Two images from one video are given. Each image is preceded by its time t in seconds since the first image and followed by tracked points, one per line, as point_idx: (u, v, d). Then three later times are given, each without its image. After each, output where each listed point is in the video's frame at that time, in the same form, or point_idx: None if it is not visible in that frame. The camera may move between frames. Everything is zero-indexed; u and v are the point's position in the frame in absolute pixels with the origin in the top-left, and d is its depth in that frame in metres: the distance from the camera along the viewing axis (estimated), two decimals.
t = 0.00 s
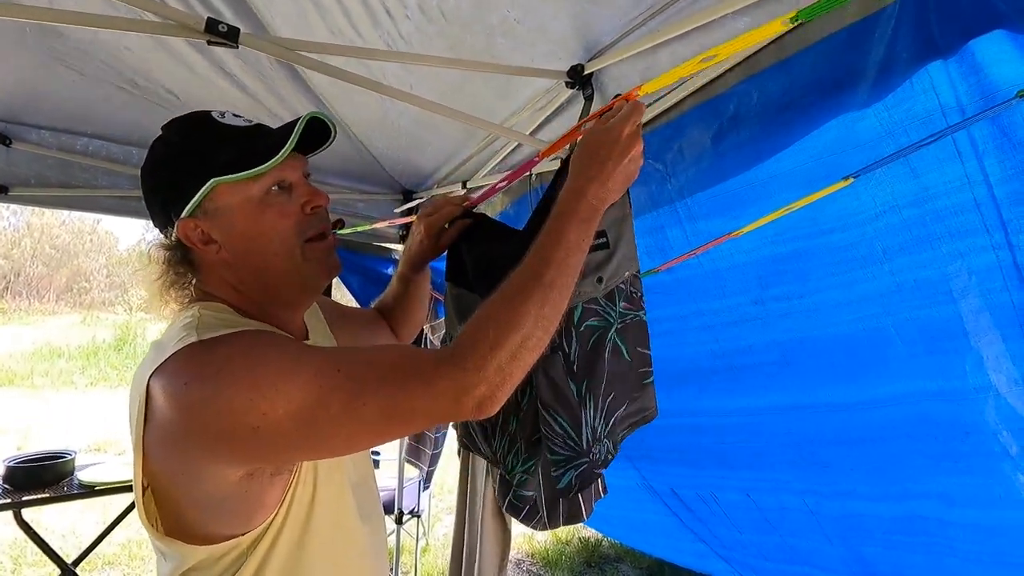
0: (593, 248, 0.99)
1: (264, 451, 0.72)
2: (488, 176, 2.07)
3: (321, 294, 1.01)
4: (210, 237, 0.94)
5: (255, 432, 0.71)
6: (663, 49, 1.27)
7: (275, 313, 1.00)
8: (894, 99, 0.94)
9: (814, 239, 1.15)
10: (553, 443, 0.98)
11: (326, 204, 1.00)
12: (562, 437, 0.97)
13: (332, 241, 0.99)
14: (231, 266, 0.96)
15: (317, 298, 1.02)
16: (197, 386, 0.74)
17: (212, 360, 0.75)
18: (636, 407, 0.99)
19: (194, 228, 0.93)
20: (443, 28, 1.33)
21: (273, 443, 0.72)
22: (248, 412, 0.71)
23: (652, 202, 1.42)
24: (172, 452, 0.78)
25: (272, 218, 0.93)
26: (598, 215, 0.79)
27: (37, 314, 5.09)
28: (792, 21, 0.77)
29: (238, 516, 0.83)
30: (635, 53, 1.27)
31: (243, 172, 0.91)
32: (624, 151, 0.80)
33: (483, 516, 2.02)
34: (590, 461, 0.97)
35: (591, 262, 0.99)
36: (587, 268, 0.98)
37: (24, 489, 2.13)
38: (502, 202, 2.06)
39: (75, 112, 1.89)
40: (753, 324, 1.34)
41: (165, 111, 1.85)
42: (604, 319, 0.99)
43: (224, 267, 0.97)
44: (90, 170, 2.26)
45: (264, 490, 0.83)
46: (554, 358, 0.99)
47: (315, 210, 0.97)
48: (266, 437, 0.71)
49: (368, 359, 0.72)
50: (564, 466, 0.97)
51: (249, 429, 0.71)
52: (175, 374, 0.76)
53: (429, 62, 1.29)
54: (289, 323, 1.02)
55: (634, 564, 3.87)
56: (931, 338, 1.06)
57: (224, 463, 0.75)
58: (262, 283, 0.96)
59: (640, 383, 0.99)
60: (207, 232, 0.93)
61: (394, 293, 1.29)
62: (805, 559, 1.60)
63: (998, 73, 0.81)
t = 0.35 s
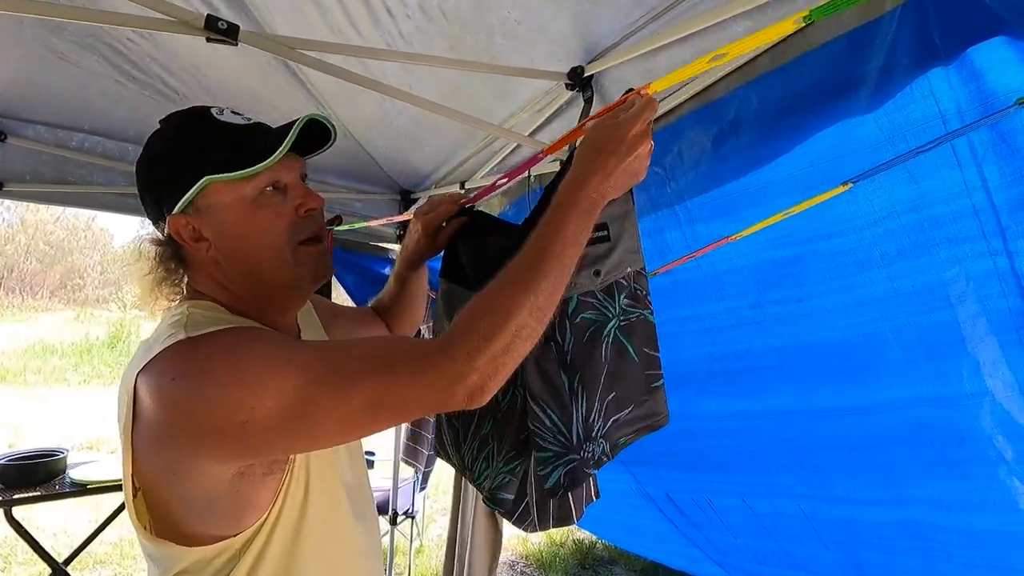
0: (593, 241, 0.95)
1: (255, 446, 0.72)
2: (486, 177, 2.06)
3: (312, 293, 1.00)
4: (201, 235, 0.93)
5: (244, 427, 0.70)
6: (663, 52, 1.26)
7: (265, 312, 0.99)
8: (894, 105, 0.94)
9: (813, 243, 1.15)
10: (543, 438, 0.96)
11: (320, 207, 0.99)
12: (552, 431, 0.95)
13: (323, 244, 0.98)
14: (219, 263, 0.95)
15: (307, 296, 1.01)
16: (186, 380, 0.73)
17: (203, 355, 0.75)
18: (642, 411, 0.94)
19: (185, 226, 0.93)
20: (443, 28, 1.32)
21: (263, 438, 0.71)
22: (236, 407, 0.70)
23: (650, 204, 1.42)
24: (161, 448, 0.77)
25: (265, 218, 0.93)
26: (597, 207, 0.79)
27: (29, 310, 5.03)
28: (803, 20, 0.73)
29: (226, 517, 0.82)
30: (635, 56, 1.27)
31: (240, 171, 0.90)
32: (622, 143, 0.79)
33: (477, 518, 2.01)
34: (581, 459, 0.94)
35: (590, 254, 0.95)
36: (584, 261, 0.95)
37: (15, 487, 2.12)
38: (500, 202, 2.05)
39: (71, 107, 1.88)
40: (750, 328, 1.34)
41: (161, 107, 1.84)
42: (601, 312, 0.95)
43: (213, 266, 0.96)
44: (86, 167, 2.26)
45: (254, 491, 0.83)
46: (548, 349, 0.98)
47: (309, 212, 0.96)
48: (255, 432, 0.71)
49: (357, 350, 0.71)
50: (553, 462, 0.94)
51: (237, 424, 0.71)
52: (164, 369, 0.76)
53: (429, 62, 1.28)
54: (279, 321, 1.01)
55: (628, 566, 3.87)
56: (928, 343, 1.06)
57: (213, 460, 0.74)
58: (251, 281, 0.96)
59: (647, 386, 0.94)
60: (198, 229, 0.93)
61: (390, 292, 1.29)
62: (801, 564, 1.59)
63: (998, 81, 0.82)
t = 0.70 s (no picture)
0: (596, 321, 0.99)
1: (219, 469, 0.70)
2: (485, 177, 2.05)
3: (302, 298, 0.99)
4: (204, 229, 0.92)
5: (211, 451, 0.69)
6: (663, 51, 1.26)
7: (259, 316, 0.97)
8: (892, 105, 0.94)
9: (811, 243, 1.15)
10: (537, 489, 1.02)
11: (323, 208, 1.00)
12: (546, 485, 1.02)
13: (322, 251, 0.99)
14: (221, 258, 0.94)
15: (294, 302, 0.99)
16: (159, 393, 0.71)
17: (179, 370, 0.72)
18: (645, 497, 0.93)
19: (190, 219, 0.92)
20: (443, 27, 1.32)
21: (227, 464, 0.69)
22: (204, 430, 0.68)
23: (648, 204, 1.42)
24: (136, 451, 0.77)
25: (271, 218, 0.93)
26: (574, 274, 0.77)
27: (27, 310, 4.76)
28: (792, 93, 0.78)
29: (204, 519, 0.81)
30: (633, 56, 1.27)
31: (248, 168, 0.91)
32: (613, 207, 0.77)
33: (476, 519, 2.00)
34: (571, 512, 0.99)
35: (595, 336, 0.99)
36: (587, 342, 1.00)
37: (13, 487, 2.11)
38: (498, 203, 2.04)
39: (70, 107, 1.88)
40: (749, 328, 1.34)
41: (160, 107, 1.84)
42: (600, 393, 0.98)
43: (214, 261, 0.95)
44: (85, 166, 2.26)
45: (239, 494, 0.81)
46: (544, 423, 1.02)
47: (313, 213, 0.97)
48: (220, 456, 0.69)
49: (322, 400, 0.69)
50: (549, 508, 1.02)
51: (203, 445, 0.69)
52: (140, 378, 0.74)
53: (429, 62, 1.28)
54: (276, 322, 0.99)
55: (626, 565, 3.87)
56: (926, 343, 1.06)
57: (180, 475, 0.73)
58: (249, 281, 0.95)
59: (659, 479, 0.92)
60: (202, 223, 0.92)
61: (395, 298, 1.29)
62: (800, 563, 1.59)
63: (995, 78, 0.82)
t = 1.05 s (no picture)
0: (620, 317, 0.94)
1: (155, 504, 0.70)
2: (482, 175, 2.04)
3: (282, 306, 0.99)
4: (195, 225, 0.92)
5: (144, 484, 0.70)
6: (659, 50, 1.26)
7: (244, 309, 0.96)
8: (887, 103, 0.95)
9: (807, 242, 1.15)
10: (579, 482, 0.98)
11: (314, 210, 1.00)
12: (587, 478, 0.97)
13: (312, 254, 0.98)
14: (210, 256, 0.94)
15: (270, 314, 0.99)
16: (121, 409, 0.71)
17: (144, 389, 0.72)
18: (684, 484, 0.86)
19: (182, 215, 0.92)
20: (441, 26, 1.33)
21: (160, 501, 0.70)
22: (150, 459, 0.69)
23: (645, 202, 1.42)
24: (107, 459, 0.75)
25: (264, 219, 0.92)
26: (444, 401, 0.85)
27: (25, 309, 4.77)
28: (792, 87, 0.80)
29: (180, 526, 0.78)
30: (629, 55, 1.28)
31: (247, 165, 0.91)
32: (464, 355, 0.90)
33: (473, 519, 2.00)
34: (614, 500, 0.94)
35: (620, 329, 0.94)
36: (614, 336, 0.94)
37: (10, 487, 2.11)
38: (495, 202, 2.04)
39: (66, 106, 1.88)
40: (745, 327, 1.35)
41: (157, 106, 1.84)
42: (633, 384, 0.91)
43: (203, 259, 0.94)
44: (82, 166, 2.26)
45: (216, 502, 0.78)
46: (580, 420, 0.98)
47: (305, 217, 0.97)
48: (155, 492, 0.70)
49: (260, 484, 0.71)
50: (592, 500, 0.97)
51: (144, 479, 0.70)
52: (109, 383, 0.75)
53: (426, 60, 1.28)
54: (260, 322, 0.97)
55: (624, 564, 3.88)
56: (921, 343, 1.06)
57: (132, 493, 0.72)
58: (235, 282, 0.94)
59: (690, 462, 0.86)
60: (194, 219, 0.92)
61: (400, 302, 1.29)
62: (795, 563, 1.57)
63: (991, 78, 0.82)
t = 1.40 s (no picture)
0: (627, 318, 0.93)
1: (187, 461, 0.71)
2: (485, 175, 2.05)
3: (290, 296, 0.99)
4: (212, 225, 0.90)
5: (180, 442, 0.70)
6: (661, 47, 1.26)
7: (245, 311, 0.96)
8: (891, 99, 0.95)
9: (810, 239, 1.15)
10: (575, 487, 0.98)
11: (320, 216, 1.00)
12: (586, 484, 0.97)
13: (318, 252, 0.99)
14: (227, 256, 0.92)
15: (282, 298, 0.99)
16: (129, 390, 0.71)
17: (154, 363, 0.71)
18: (689, 475, 0.89)
19: (200, 215, 0.89)
20: (443, 22, 1.33)
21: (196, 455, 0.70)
22: (176, 419, 0.69)
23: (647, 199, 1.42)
24: (115, 448, 0.74)
25: (281, 220, 0.93)
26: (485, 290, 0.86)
27: (30, 310, 4.85)
28: (796, 87, 0.79)
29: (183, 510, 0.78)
30: (633, 51, 1.28)
31: (283, 170, 0.91)
32: (485, 270, 0.88)
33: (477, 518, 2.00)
34: (612, 502, 0.96)
35: (626, 332, 0.93)
36: (619, 339, 0.94)
37: (16, 487, 2.12)
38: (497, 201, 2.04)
39: (69, 106, 1.89)
40: (749, 324, 1.34)
41: (161, 105, 1.84)
42: (637, 385, 0.92)
43: (217, 259, 0.93)
44: (85, 166, 2.26)
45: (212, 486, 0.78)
46: (585, 425, 0.96)
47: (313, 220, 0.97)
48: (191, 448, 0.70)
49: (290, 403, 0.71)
50: (587, 505, 0.98)
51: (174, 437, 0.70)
52: (108, 373, 0.73)
53: (429, 57, 1.29)
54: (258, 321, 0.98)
55: (628, 562, 3.88)
56: (926, 338, 1.06)
57: (156, 466, 0.72)
58: (251, 279, 0.94)
59: (697, 454, 0.88)
60: (211, 219, 0.90)
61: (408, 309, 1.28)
62: (801, 561, 1.57)
63: (994, 73, 0.82)
